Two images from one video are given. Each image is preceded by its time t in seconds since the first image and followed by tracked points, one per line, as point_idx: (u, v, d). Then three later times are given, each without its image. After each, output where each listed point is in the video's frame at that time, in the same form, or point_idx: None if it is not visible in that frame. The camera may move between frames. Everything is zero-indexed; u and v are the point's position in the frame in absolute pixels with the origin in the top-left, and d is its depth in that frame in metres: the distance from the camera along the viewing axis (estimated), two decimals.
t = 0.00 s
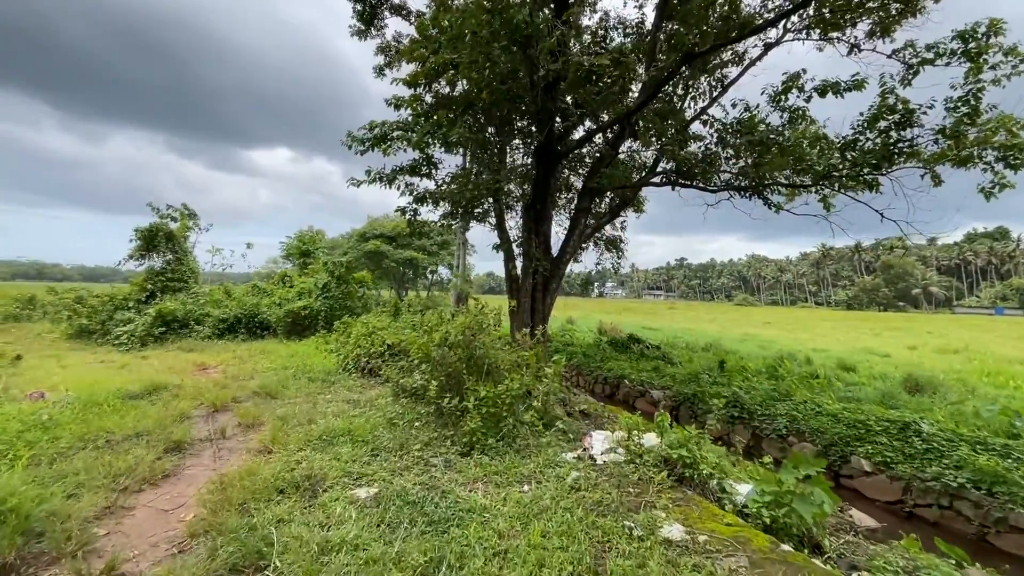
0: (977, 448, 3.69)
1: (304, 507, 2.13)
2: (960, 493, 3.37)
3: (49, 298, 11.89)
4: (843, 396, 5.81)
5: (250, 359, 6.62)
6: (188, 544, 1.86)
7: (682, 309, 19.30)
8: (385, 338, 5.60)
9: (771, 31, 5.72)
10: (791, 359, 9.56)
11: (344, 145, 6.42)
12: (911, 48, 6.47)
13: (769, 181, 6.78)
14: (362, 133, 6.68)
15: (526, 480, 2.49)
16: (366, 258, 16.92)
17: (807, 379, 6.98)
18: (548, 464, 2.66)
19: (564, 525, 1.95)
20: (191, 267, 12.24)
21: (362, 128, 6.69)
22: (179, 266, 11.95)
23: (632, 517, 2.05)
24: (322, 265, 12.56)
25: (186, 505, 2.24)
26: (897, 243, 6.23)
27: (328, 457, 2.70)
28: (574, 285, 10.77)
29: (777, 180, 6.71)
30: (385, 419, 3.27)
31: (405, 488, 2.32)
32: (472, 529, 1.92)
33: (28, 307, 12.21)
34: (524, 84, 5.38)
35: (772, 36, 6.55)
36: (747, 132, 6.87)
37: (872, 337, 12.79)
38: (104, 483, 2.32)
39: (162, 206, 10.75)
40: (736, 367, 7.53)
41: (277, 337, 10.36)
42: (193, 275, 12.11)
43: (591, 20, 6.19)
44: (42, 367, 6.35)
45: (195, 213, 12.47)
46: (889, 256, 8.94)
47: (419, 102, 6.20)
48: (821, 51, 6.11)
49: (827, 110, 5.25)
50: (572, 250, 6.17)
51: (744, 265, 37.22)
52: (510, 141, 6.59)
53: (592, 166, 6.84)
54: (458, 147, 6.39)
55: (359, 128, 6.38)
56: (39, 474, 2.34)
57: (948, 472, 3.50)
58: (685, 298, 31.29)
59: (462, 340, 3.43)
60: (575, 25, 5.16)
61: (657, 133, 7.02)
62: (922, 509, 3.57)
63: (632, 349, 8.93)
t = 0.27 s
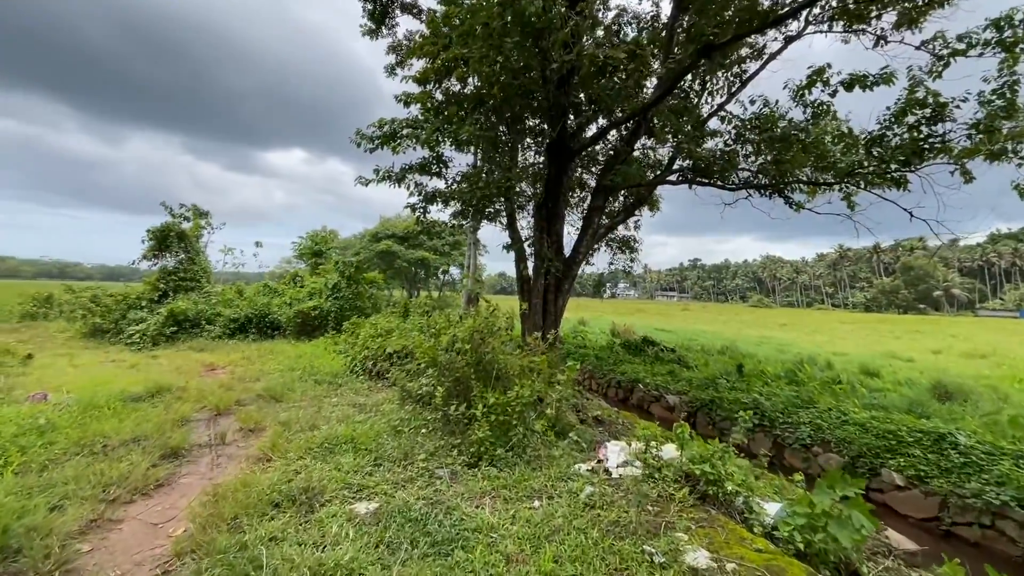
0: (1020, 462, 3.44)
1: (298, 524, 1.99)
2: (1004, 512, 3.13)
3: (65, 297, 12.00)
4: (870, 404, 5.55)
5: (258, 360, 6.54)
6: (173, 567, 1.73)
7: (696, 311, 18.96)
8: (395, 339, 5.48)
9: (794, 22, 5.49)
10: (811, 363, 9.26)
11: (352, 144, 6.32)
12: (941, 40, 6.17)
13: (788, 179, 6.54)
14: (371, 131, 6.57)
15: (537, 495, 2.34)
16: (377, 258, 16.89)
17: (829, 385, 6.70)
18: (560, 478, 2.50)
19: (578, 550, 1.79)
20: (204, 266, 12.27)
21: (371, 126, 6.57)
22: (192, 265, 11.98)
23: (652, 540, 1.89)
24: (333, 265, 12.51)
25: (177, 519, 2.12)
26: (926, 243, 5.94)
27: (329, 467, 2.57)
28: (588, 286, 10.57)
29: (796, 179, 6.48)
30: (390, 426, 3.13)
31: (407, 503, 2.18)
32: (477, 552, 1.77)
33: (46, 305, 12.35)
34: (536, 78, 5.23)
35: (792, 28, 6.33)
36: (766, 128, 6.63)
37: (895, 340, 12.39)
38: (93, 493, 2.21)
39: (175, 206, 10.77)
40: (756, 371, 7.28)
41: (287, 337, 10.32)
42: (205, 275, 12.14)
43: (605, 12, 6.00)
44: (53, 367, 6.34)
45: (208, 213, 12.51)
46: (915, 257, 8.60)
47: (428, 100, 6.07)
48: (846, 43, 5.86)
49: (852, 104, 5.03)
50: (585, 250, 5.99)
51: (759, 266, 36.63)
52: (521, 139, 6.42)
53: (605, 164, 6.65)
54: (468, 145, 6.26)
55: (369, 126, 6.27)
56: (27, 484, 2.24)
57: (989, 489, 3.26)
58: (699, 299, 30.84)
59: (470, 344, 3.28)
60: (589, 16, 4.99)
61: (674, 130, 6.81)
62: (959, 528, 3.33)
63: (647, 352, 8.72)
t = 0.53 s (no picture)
0: None
1: (303, 533, 1.89)
2: None
3: (87, 295, 12.21)
4: (902, 409, 5.30)
5: (273, 358, 6.52)
6: None
7: (714, 311, 18.61)
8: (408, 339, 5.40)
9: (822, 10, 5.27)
10: (835, 365, 8.96)
11: (365, 141, 6.23)
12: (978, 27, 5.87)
13: (814, 175, 6.31)
14: (385, 128, 6.50)
15: (554, 505, 2.22)
16: (392, 257, 16.91)
17: (856, 388, 6.45)
18: (579, 487, 2.37)
19: (600, 568, 1.66)
20: (221, 265, 12.38)
21: (385, 123, 6.50)
22: (210, 264, 12.09)
23: (680, 558, 1.75)
24: (348, 263, 12.52)
25: (180, 524, 2.04)
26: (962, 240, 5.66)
27: (338, 471, 2.47)
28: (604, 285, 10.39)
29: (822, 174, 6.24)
30: (402, 428, 3.02)
31: (418, 512, 2.07)
32: (491, 570, 1.65)
33: (69, 303, 12.58)
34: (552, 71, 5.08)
35: (818, 19, 6.10)
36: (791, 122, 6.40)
37: (923, 342, 11.96)
38: (96, 497, 2.14)
39: (193, 205, 10.86)
40: (779, 373, 7.05)
41: (302, 335, 10.35)
42: (223, 274, 12.24)
43: (624, 3, 5.80)
44: (72, 364, 6.40)
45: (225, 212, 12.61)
46: (947, 256, 8.25)
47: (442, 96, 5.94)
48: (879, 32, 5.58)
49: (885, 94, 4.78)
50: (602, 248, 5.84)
51: (778, 265, 35.96)
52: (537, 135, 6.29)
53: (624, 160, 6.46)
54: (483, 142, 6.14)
55: (382, 123, 6.20)
56: (29, 487, 2.18)
57: None
58: (716, 299, 30.32)
59: (485, 345, 3.15)
60: (607, 7, 4.84)
61: (695, 124, 6.59)
62: (1006, 544, 3.12)
63: (664, 353, 8.52)
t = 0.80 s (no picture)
0: None
1: (314, 546, 1.78)
2: None
3: (113, 293, 12.43)
4: (944, 413, 5.01)
5: (291, 357, 6.50)
6: None
7: (736, 310, 18.17)
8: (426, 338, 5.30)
9: None
10: (867, 366, 8.60)
11: (383, 139, 6.13)
12: None
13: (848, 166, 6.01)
14: (402, 125, 6.40)
15: (581, 517, 2.07)
16: (409, 256, 16.91)
17: (893, 391, 6.14)
18: (606, 497, 2.22)
19: None
20: (242, 264, 12.48)
21: (402, 120, 6.41)
22: (232, 262, 12.19)
23: None
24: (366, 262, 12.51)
25: (189, 532, 1.95)
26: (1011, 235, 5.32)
27: (353, 477, 2.37)
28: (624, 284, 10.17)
29: (857, 166, 5.94)
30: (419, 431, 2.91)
31: (436, 522, 1.94)
32: None
33: (96, 301, 12.83)
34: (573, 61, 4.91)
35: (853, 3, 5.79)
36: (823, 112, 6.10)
37: (959, 341, 11.43)
38: (105, 502, 2.07)
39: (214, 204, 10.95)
40: (809, 375, 6.77)
41: (321, 334, 10.36)
42: (244, 272, 12.33)
43: None
44: (96, 362, 6.47)
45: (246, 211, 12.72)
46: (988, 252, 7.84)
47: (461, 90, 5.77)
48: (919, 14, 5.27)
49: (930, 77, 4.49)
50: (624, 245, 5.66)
51: (801, 263, 35.09)
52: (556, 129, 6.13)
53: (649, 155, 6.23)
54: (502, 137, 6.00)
55: (399, 119, 6.10)
56: (39, 491, 2.12)
57: None
58: (737, 298, 29.68)
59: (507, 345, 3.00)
60: None
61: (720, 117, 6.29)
62: None
63: (688, 352, 8.29)
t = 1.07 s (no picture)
0: None
1: (340, 561, 1.68)
2: None
3: (150, 293, 12.79)
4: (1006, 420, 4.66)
5: (319, 357, 6.52)
6: None
7: (767, 308, 17.61)
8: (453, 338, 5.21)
9: None
10: (913, 368, 8.15)
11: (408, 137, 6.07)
12: None
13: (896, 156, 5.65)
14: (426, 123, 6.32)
15: (622, 534, 1.93)
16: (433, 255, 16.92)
17: (945, 394, 5.77)
18: (648, 511, 2.07)
19: None
20: (273, 264, 12.69)
21: (427, 118, 6.33)
22: (262, 263, 12.36)
23: None
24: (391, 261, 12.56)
25: (213, 542, 1.88)
26: None
27: (380, 485, 2.28)
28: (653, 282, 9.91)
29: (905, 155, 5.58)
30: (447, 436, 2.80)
31: (468, 537, 1.83)
32: None
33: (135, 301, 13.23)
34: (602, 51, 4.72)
35: None
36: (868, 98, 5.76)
37: (1011, 341, 10.78)
38: (131, 507, 2.03)
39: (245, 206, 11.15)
40: (852, 377, 6.43)
41: (348, 333, 10.43)
42: (274, 272, 12.50)
43: None
44: (133, 360, 6.61)
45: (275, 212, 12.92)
46: None
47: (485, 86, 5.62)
48: None
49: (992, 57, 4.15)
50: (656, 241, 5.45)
51: (834, 259, 33.90)
52: (583, 123, 5.95)
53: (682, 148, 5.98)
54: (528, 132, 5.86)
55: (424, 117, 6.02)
56: (67, 495, 2.09)
57: None
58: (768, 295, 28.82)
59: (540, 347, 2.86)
60: None
61: (757, 107, 6.00)
62: None
63: (721, 353, 8.00)
